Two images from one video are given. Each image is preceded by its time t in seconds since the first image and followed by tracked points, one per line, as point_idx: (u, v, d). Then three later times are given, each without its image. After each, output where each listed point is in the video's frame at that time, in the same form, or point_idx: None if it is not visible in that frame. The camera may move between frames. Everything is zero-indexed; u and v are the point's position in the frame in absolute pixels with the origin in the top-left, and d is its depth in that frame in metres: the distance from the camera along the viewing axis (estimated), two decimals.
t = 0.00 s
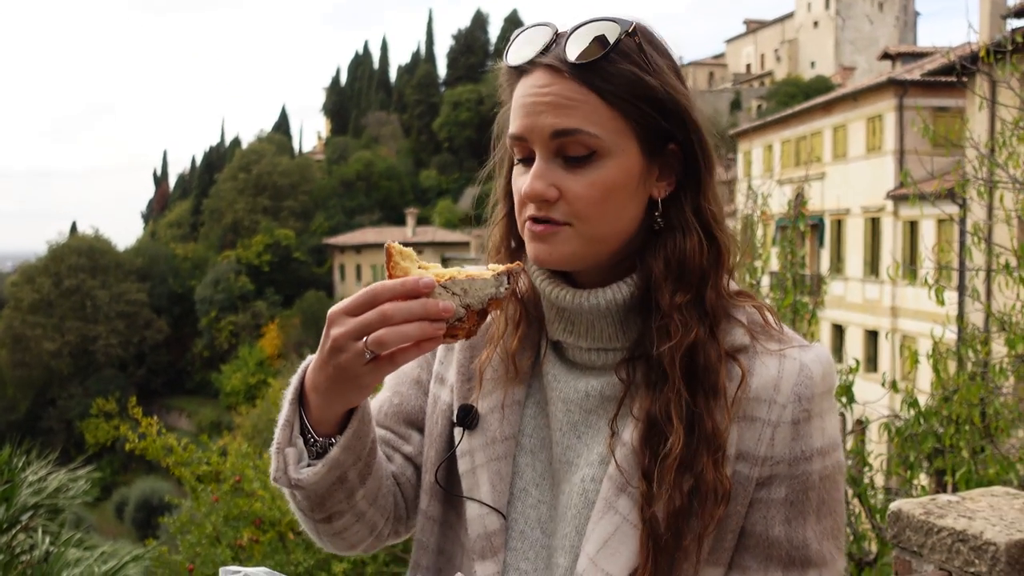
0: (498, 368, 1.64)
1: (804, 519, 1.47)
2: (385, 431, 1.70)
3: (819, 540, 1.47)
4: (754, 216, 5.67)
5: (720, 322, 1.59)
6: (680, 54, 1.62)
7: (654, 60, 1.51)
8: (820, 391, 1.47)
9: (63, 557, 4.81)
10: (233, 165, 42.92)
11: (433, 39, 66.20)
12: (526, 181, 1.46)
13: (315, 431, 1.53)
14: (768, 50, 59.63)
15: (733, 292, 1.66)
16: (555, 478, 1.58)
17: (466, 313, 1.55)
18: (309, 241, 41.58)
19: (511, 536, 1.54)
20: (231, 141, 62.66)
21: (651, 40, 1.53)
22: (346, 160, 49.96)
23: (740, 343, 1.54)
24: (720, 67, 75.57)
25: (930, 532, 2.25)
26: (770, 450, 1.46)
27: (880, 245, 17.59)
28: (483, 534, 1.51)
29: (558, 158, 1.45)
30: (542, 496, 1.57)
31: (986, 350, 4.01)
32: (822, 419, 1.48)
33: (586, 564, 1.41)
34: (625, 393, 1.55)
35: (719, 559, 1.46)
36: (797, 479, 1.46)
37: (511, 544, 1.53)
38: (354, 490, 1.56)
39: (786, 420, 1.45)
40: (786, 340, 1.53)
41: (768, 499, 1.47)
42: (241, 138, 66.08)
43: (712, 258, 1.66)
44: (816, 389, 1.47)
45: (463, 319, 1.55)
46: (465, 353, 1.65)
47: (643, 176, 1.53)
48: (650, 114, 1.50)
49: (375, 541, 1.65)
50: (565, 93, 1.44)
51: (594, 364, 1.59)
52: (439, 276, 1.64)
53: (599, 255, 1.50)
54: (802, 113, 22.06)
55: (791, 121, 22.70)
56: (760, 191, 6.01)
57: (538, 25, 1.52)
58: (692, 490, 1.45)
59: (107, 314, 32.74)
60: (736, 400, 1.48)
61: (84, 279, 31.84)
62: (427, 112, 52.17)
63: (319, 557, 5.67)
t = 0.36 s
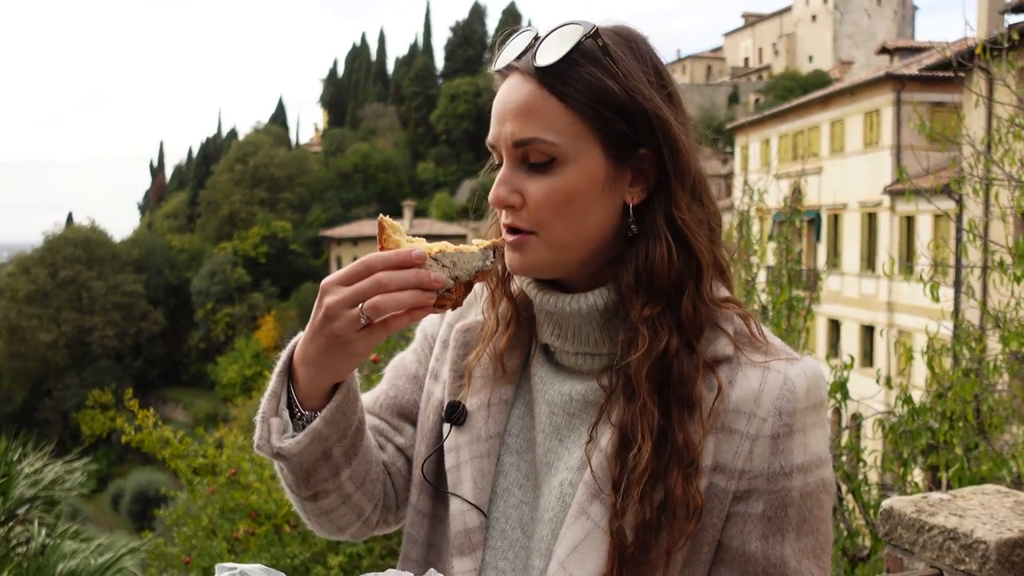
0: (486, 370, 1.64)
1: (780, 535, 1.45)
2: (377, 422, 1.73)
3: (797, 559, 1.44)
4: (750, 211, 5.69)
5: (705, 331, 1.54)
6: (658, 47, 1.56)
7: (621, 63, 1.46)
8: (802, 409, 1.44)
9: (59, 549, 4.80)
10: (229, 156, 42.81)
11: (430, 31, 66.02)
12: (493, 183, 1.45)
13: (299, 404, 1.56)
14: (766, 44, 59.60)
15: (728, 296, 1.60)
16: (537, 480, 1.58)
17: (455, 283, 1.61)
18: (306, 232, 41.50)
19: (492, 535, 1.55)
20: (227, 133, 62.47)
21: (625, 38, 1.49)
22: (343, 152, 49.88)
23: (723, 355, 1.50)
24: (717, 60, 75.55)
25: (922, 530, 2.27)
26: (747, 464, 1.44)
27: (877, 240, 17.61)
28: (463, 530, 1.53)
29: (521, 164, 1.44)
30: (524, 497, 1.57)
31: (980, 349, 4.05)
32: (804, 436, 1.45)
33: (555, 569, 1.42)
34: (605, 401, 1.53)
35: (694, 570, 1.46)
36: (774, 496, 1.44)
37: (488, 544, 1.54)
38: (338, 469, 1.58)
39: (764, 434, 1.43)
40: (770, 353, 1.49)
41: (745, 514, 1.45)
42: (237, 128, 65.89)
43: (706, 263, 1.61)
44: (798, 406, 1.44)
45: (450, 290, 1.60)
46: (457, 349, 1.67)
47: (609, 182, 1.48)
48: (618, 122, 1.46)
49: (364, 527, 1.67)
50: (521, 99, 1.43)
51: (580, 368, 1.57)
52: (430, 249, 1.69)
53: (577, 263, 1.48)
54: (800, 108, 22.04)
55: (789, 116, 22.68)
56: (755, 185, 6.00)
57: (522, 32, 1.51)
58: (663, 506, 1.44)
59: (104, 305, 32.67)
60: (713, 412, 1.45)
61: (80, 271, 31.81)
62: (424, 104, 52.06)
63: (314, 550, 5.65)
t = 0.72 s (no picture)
0: (489, 377, 1.66)
1: (773, 549, 1.43)
2: (384, 414, 1.76)
3: (791, 572, 1.43)
4: (750, 213, 5.70)
5: (691, 343, 1.52)
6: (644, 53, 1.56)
7: (600, 77, 1.47)
8: (794, 420, 1.42)
9: (61, 551, 4.82)
10: (228, 157, 42.77)
11: (429, 32, 66.01)
12: (473, 188, 1.47)
13: (305, 389, 1.57)
14: (764, 46, 59.64)
15: (722, 303, 1.58)
16: (537, 487, 1.59)
17: (462, 264, 1.54)
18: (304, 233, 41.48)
19: (494, 539, 1.56)
20: (226, 133, 62.42)
21: (604, 51, 1.49)
22: (341, 153, 49.86)
23: (712, 366, 1.49)
24: (716, 61, 75.59)
25: (922, 533, 2.28)
26: (738, 477, 1.42)
27: (876, 242, 17.62)
28: (465, 534, 1.55)
29: (498, 171, 1.45)
30: (526, 502, 1.58)
31: (979, 351, 4.03)
32: (797, 448, 1.42)
33: None
34: (595, 412, 1.54)
35: None
36: (766, 509, 1.42)
37: (491, 547, 1.55)
38: (341, 456, 1.60)
39: (754, 448, 1.41)
40: (762, 362, 1.47)
41: (737, 527, 1.44)
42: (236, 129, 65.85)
43: (699, 272, 1.59)
44: (790, 418, 1.42)
45: (459, 274, 1.54)
46: (464, 352, 1.69)
47: (577, 196, 1.48)
48: (590, 135, 1.46)
49: (362, 516, 1.69)
50: (505, 106, 1.45)
51: (576, 376, 1.58)
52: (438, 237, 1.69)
53: (559, 267, 1.49)
54: (799, 109, 22.06)
55: (788, 117, 22.70)
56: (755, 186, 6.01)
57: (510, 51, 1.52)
58: (649, 526, 1.44)
59: (102, 306, 32.61)
60: (702, 425, 1.44)
61: (79, 272, 31.79)
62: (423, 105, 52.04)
63: (315, 551, 5.67)
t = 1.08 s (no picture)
0: (499, 378, 1.68)
1: (786, 544, 1.45)
2: (393, 408, 1.77)
3: (804, 568, 1.44)
4: (752, 212, 5.71)
5: (697, 342, 1.53)
6: (639, 58, 1.57)
7: (592, 85, 1.46)
8: (803, 417, 1.43)
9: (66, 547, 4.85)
10: (228, 156, 42.83)
11: (430, 31, 66.02)
12: (470, 196, 1.49)
13: (312, 390, 1.58)
14: (765, 44, 59.67)
15: (729, 299, 1.58)
16: (551, 486, 1.60)
17: (469, 269, 1.50)
18: (305, 231, 41.52)
19: (511, 537, 1.58)
20: (227, 132, 62.44)
21: (596, 56, 1.49)
22: (342, 152, 49.91)
23: (717, 367, 1.50)
24: (717, 60, 75.60)
25: (925, 531, 2.29)
26: (750, 473, 1.44)
27: (876, 241, 17.64)
28: (484, 533, 1.56)
29: (492, 179, 1.47)
30: (542, 501, 1.60)
31: (980, 349, 4.04)
32: (807, 444, 1.43)
33: None
34: (601, 417, 1.55)
35: None
36: (778, 505, 1.44)
37: (509, 545, 1.58)
38: (349, 450, 1.61)
39: (765, 445, 1.43)
40: (769, 359, 1.48)
41: (750, 523, 1.46)
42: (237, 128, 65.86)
43: (702, 272, 1.59)
44: (800, 415, 1.43)
45: (467, 274, 1.51)
46: (476, 352, 1.71)
47: (572, 203, 1.48)
48: (582, 147, 1.46)
49: (368, 507, 1.71)
50: (500, 114, 1.46)
51: (584, 380, 1.59)
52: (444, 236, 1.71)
53: (559, 271, 1.49)
54: (799, 108, 22.07)
55: (789, 116, 22.71)
56: (756, 185, 6.02)
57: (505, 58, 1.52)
58: (660, 533, 1.46)
59: (103, 304, 32.66)
60: (709, 431, 1.45)
61: (80, 270, 31.84)
62: (424, 104, 52.08)
63: (317, 549, 5.70)
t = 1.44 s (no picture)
0: (509, 379, 1.67)
1: (792, 541, 1.45)
2: (404, 408, 1.78)
3: (809, 566, 1.44)
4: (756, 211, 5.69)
5: (704, 343, 1.52)
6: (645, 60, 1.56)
7: (594, 89, 1.46)
8: (808, 416, 1.43)
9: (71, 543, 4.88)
10: (233, 152, 42.89)
11: (434, 28, 66.01)
12: (476, 198, 1.48)
13: (322, 398, 1.58)
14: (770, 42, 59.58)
15: (735, 299, 1.58)
16: (560, 484, 1.61)
17: (476, 272, 1.51)
18: (309, 228, 41.58)
19: (521, 534, 1.59)
20: (232, 129, 62.51)
21: (601, 59, 1.49)
22: (346, 149, 49.95)
23: (722, 365, 1.49)
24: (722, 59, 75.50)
25: (930, 530, 2.29)
26: (755, 472, 1.44)
27: (881, 239, 17.60)
28: (493, 530, 1.57)
29: (497, 182, 1.47)
30: (550, 498, 1.61)
31: (984, 349, 4.04)
32: (814, 442, 1.44)
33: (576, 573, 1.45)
34: (606, 418, 1.56)
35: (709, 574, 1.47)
36: (784, 502, 1.44)
37: (518, 543, 1.58)
38: (359, 452, 1.62)
39: (771, 443, 1.43)
40: (778, 358, 1.48)
41: (755, 520, 1.46)
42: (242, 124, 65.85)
43: (708, 273, 1.59)
44: (805, 414, 1.43)
45: (474, 277, 1.51)
46: (485, 350, 1.71)
47: (576, 204, 1.48)
48: (587, 150, 1.46)
49: (381, 507, 1.71)
50: (507, 117, 1.46)
51: (591, 380, 1.59)
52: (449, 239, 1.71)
53: (567, 270, 1.49)
54: (804, 107, 22.04)
55: (793, 114, 22.69)
56: (762, 183, 6.00)
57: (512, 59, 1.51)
58: (667, 531, 1.46)
59: (107, 300, 32.74)
60: (716, 430, 1.46)
61: (84, 266, 31.89)
62: (428, 101, 52.09)
63: (320, 546, 5.72)
